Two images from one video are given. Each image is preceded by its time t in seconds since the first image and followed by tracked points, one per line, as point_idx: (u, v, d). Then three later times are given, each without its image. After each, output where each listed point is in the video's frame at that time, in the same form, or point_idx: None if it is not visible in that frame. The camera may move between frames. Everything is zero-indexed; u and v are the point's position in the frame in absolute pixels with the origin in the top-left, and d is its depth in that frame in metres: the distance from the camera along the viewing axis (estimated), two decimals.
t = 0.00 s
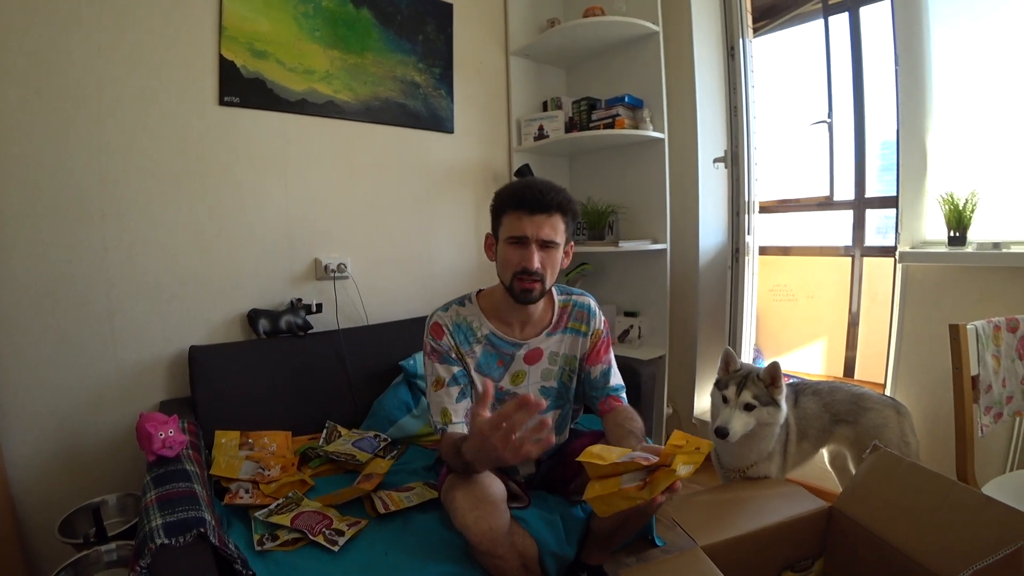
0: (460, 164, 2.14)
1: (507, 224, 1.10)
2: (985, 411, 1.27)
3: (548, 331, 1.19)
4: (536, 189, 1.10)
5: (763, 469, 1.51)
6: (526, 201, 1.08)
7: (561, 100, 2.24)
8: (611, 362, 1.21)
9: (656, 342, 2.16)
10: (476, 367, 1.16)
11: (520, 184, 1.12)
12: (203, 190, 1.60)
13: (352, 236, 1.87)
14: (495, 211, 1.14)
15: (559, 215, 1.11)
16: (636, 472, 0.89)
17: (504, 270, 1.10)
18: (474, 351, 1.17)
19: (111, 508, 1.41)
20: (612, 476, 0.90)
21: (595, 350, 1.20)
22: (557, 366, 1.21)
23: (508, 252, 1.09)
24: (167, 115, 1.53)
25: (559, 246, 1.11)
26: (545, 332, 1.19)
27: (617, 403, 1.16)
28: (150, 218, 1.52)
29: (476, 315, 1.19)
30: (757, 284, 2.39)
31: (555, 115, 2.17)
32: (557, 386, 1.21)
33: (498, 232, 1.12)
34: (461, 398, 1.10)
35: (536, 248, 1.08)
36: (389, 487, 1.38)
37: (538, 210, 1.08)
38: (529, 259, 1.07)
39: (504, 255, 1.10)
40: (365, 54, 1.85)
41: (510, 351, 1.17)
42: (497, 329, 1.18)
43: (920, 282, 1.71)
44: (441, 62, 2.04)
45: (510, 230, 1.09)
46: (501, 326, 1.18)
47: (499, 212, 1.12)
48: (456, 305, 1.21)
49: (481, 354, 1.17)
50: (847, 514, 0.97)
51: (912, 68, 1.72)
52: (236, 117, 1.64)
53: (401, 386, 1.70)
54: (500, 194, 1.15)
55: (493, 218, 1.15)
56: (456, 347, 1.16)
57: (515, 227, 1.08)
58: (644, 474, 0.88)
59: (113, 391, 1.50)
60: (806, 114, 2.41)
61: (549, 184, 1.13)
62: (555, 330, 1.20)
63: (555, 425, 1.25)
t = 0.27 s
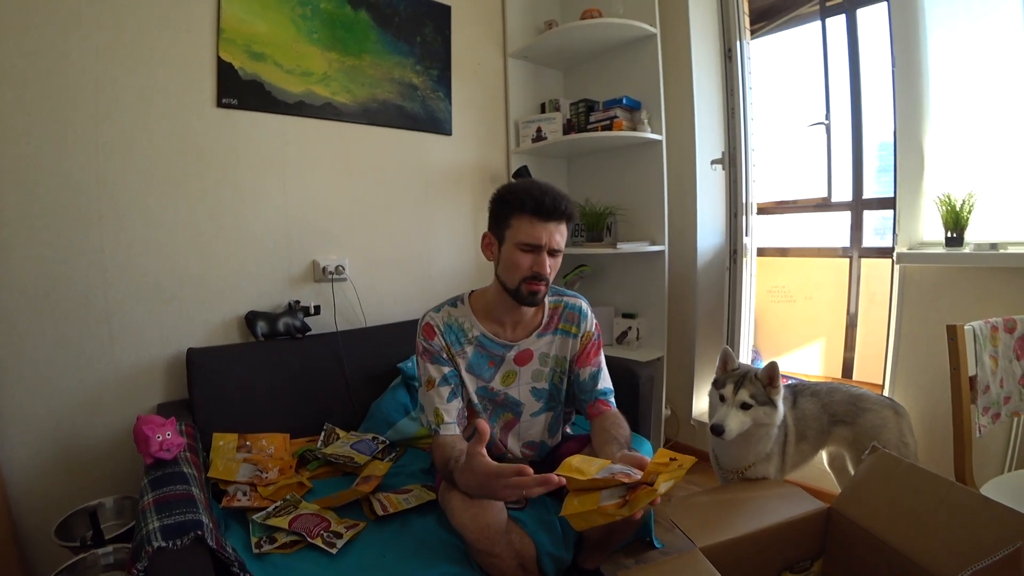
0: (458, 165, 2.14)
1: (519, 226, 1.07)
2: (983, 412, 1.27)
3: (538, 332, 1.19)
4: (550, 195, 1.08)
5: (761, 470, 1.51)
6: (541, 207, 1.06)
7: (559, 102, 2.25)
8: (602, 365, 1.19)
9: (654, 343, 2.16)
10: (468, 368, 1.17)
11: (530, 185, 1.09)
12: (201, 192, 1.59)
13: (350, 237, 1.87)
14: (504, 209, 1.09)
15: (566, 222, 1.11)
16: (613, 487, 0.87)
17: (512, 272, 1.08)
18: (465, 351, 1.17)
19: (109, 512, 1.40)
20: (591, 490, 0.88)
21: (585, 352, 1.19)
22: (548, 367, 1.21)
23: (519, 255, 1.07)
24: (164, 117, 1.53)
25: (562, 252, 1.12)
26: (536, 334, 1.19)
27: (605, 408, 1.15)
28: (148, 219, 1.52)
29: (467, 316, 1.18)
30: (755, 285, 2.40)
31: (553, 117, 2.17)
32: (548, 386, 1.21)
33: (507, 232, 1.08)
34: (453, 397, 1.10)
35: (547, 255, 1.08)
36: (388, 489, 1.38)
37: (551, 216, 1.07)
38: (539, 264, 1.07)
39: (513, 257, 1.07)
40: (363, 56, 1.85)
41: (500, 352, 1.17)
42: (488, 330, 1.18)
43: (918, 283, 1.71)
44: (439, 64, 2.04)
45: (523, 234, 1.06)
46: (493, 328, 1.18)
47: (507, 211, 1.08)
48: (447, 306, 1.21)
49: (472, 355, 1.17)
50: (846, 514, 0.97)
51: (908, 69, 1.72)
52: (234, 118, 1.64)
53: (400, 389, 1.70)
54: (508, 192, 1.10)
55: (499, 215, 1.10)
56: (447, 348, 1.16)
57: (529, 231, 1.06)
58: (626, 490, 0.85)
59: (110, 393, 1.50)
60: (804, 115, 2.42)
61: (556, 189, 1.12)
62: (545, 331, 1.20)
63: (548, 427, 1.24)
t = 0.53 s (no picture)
0: (457, 167, 2.14)
1: (518, 233, 1.06)
2: (984, 413, 1.27)
3: (535, 336, 1.19)
4: (550, 202, 1.07)
5: (762, 472, 1.50)
6: (541, 214, 1.06)
7: (559, 104, 2.25)
8: (602, 368, 1.19)
9: (654, 345, 2.16)
10: (464, 372, 1.17)
11: (531, 192, 1.08)
12: (201, 194, 1.60)
13: (350, 239, 1.87)
14: (503, 214, 1.08)
15: (565, 228, 1.10)
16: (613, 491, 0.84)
17: (509, 279, 1.08)
18: (462, 355, 1.17)
19: (108, 514, 1.40)
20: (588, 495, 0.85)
21: (584, 356, 1.19)
22: (545, 371, 1.21)
23: (517, 262, 1.06)
24: (164, 120, 1.53)
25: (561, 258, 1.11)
26: (532, 338, 1.19)
27: (606, 412, 1.15)
28: (147, 222, 1.52)
29: (464, 320, 1.18)
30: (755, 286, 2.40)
31: (552, 119, 2.17)
32: (546, 390, 1.21)
33: (505, 237, 1.08)
34: (450, 402, 1.10)
35: (546, 262, 1.07)
36: (388, 492, 1.37)
37: (550, 223, 1.06)
38: (537, 272, 1.07)
39: (511, 264, 1.07)
40: (363, 59, 1.86)
41: (497, 356, 1.17)
42: (484, 334, 1.17)
43: (918, 285, 1.71)
44: (439, 66, 2.05)
45: (522, 241, 1.05)
46: (489, 332, 1.18)
47: (506, 217, 1.07)
48: (444, 310, 1.21)
49: (468, 359, 1.17)
50: (847, 516, 0.97)
51: (907, 70, 1.72)
52: (234, 121, 1.64)
53: (400, 391, 1.70)
54: (508, 196, 1.09)
55: (498, 219, 1.09)
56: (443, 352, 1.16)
57: (528, 239, 1.05)
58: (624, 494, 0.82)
59: (109, 396, 1.50)
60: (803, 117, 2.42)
61: (557, 194, 1.12)
62: (542, 335, 1.20)
63: (546, 429, 1.24)
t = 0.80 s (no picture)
0: (457, 172, 2.15)
1: (525, 247, 1.05)
2: (984, 419, 1.27)
3: (537, 344, 1.19)
4: (559, 216, 1.06)
5: (761, 476, 1.50)
6: (550, 229, 1.05)
7: (559, 109, 2.25)
8: (604, 375, 1.19)
9: (654, 350, 2.16)
10: (465, 380, 1.16)
11: (539, 204, 1.07)
12: (201, 198, 1.60)
13: (349, 243, 1.87)
14: (511, 225, 1.07)
15: (573, 242, 1.10)
16: (636, 511, 0.88)
17: (514, 291, 1.07)
18: (463, 362, 1.16)
19: (105, 519, 1.39)
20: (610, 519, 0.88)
21: (587, 363, 1.19)
22: (547, 380, 1.20)
23: (524, 276, 1.06)
24: (165, 124, 1.54)
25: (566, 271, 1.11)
26: (535, 346, 1.19)
27: (609, 418, 1.16)
28: (147, 225, 1.52)
29: (465, 327, 1.18)
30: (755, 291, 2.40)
31: (552, 123, 2.18)
32: (547, 399, 1.21)
33: (512, 250, 1.07)
34: (449, 409, 1.10)
35: (553, 276, 1.07)
36: (387, 497, 1.37)
37: (558, 237, 1.06)
38: (543, 285, 1.06)
39: (517, 276, 1.06)
40: (363, 63, 1.86)
41: (499, 364, 1.17)
42: (485, 341, 1.17)
43: (917, 289, 1.71)
44: (439, 71, 2.05)
45: (529, 254, 1.05)
46: (491, 339, 1.18)
47: (513, 229, 1.06)
48: (446, 315, 1.20)
49: (469, 366, 1.16)
50: (847, 521, 0.97)
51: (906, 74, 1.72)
52: (234, 125, 1.64)
53: (399, 395, 1.69)
54: (517, 206, 1.07)
55: (505, 230, 1.08)
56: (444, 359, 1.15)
57: (537, 253, 1.04)
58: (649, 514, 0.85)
59: (107, 400, 1.49)
60: (803, 122, 2.43)
61: (565, 206, 1.10)
62: (545, 342, 1.20)
63: (546, 439, 1.24)
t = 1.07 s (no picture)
0: (457, 173, 2.15)
1: (529, 250, 1.05)
2: (985, 419, 1.26)
3: (544, 344, 1.18)
4: (563, 218, 1.06)
5: (761, 478, 1.50)
6: (553, 231, 1.04)
7: (558, 110, 2.26)
8: (606, 376, 1.20)
9: (654, 351, 2.16)
10: (472, 381, 1.16)
11: (542, 206, 1.07)
12: (200, 200, 1.60)
13: (349, 245, 1.87)
14: (514, 228, 1.07)
15: (577, 244, 1.09)
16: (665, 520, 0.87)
17: (519, 294, 1.07)
18: (470, 363, 1.16)
19: (104, 521, 1.39)
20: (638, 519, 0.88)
21: (591, 364, 1.19)
22: (553, 380, 1.20)
23: (529, 279, 1.06)
24: (165, 126, 1.54)
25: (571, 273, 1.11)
26: (542, 346, 1.18)
27: (611, 418, 1.16)
28: (147, 227, 1.52)
29: (472, 329, 1.18)
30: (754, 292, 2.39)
31: (552, 125, 2.18)
32: (554, 400, 1.21)
33: (516, 253, 1.07)
34: (456, 407, 1.11)
35: (557, 279, 1.07)
36: (387, 499, 1.37)
37: (562, 239, 1.05)
38: (548, 288, 1.06)
39: (522, 279, 1.06)
40: (363, 65, 1.87)
41: (506, 365, 1.17)
42: (492, 343, 1.17)
43: (917, 290, 1.71)
44: (438, 73, 2.06)
45: (533, 258, 1.05)
46: (497, 340, 1.17)
47: (516, 233, 1.06)
48: (452, 318, 1.20)
49: (476, 367, 1.16)
50: (848, 522, 0.97)
51: (906, 75, 1.73)
52: (234, 127, 1.65)
53: (399, 397, 1.69)
54: (520, 209, 1.07)
55: (509, 233, 1.08)
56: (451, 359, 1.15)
57: (540, 256, 1.04)
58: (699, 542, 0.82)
59: (107, 402, 1.49)
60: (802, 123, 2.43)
61: (569, 207, 1.10)
62: (551, 343, 1.19)
63: (552, 440, 1.23)
